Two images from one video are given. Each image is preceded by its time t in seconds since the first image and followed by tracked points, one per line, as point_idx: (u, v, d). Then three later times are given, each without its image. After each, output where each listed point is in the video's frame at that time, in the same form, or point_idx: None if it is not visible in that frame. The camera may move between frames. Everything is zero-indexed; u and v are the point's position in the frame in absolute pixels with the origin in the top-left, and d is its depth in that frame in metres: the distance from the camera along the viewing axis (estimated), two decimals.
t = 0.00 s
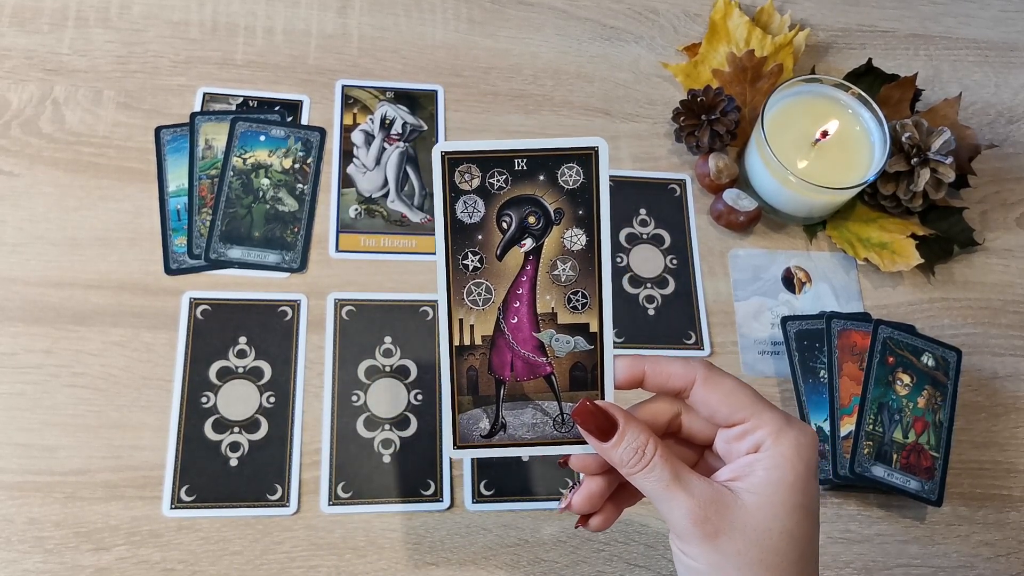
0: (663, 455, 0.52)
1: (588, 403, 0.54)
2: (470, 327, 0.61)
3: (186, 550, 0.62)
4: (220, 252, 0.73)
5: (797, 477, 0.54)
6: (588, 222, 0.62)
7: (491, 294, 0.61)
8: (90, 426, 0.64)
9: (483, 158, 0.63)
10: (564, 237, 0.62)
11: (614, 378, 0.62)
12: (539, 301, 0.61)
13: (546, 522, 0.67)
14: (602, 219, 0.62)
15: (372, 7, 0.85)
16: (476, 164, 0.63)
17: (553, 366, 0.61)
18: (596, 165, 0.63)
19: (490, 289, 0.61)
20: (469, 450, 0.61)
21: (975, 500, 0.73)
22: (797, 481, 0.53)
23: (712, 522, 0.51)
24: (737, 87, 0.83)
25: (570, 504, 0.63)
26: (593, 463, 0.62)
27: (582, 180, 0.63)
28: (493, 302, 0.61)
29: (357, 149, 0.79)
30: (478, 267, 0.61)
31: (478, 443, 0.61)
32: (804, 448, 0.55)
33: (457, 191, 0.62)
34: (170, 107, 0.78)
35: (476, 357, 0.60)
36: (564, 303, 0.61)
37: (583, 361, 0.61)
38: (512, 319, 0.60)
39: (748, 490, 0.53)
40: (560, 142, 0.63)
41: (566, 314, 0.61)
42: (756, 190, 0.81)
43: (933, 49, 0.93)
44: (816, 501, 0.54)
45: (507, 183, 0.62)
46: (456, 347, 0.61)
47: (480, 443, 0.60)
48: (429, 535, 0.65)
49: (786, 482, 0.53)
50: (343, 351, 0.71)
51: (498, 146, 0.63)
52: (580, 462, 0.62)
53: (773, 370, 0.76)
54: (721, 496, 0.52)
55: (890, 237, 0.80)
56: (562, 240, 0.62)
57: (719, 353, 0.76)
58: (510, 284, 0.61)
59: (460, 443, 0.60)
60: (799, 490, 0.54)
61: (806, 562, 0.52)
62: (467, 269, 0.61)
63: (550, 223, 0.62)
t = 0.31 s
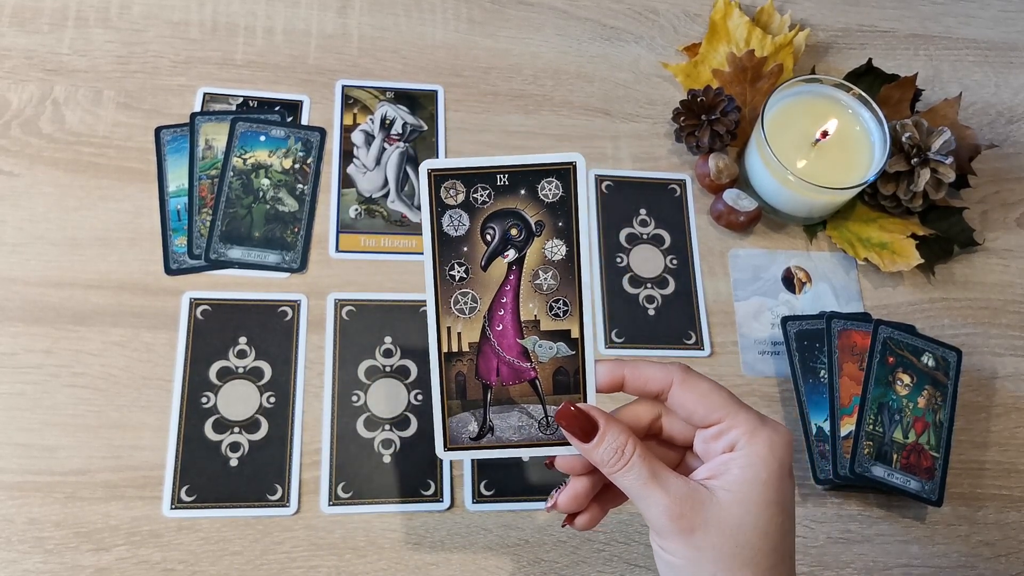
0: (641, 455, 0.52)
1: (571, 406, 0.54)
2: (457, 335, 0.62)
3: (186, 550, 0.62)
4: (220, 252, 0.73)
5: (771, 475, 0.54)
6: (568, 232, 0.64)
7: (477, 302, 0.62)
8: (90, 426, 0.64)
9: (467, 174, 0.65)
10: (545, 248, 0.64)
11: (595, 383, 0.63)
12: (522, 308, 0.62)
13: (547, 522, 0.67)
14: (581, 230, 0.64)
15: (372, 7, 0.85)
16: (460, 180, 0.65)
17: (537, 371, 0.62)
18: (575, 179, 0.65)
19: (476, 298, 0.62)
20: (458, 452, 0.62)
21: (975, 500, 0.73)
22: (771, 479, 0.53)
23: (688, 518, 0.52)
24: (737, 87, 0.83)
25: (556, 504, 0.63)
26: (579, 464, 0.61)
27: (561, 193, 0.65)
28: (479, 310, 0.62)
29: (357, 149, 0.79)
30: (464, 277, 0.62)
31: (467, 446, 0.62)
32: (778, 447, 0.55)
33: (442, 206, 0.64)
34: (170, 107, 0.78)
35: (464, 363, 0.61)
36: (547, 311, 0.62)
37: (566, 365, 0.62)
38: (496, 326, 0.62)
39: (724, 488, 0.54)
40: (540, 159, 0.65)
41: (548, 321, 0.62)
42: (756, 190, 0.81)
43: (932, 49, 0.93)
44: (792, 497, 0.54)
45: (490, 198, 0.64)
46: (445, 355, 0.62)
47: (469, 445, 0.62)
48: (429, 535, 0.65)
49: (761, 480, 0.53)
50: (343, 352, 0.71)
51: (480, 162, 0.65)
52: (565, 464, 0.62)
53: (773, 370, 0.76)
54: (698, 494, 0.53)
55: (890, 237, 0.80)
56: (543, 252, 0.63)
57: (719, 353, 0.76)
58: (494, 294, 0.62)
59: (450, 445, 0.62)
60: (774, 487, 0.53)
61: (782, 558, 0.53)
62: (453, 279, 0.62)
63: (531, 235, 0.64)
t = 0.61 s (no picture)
0: (634, 452, 0.53)
1: (565, 407, 0.55)
2: (454, 337, 0.63)
3: (186, 550, 0.62)
4: (220, 252, 0.73)
5: (761, 471, 0.54)
6: (560, 236, 0.65)
7: (472, 305, 0.63)
8: (89, 426, 0.64)
9: (460, 180, 0.65)
10: (538, 251, 0.64)
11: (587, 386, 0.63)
12: (516, 311, 0.63)
13: (546, 522, 0.67)
14: (573, 234, 0.64)
15: (372, 7, 0.85)
16: (455, 186, 0.65)
17: (532, 371, 0.62)
18: (566, 184, 0.66)
19: (471, 301, 0.63)
20: (456, 451, 0.62)
21: (975, 499, 0.73)
22: (761, 474, 0.53)
23: (679, 514, 0.52)
24: (737, 87, 0.82)
25: (551, 502, 0.63)
26: (572, 461, 0.63)
27: (553, 199, 0.65)
28: (474, 313, 0.63)
29: (357, 149, 0.79)
30: (459, 281, 0.64)
31: (464, 445, 0.62)
32: (767, 443, 0.55)
33: (437, 212, 0.65)
34: (170, 107, 0.78)
35: (460, 364, 0.62)
36: (540, 313, 0.63)
37: (559, 365, 0.63)
38: (491, 328, 0.63)
39: (715, 483, 0.54)
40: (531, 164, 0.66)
41: (542, 323, 0.63)
42: (756, 190, 0.81)
43: (933, 49, 0.93)
44: (783, 493, 0.54)
45: (484, 204, 0.65)
46: (442, 356, 0.63)
47: (466, 444, 0.62)
48: (429, 535, 0.65)
49: (751, 476, 0.53)
50: (343, 352, 0.71)
51: (473, 168, 0.65)
52: (560, 461, 0.63)
53: (773, 370, 0.76)
54: (689, 490, 0.53)
55: (890, 237, 0.80)
56: (536, 255, 0.64)
57: (719, 353, 0.76)
58: (489, 297, 0.63)
59: (448, 445, 0.62)
60: (764, 484, 0.53)
61: (773, 554, 0.53)
62: (448, 283, 0.64)
63: (524, 239, 0.64)
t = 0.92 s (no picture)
0: (633, 453, 0.53)
1: (563, 407, 0.54)
2: (450, 337, 0.62)
3: (186, 550, 0.62)
4: (219, 252, 0.73)
5: (760, 470, 0.54)
6: (558, 236, 0.63)
7: (469, 306, 0.62)
8: (90, 426, 0.64)
9: (457, 180, 0.64)
10: (535, 251, 0.63)
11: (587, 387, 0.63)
12: (513, 311, 0.62)
13: (546, 522, 0.67)
14: (570, 234, 0.63)
15: (372, 7, 0.85)
16: (451, 186, 0.64)
17: (529, 372, 0.61)
18: (563, 183, 0.64)
19: (468, 301, 0.62)
20: (454, 453, 0.62)
21: (975, 499, 0.73)
22: (760, 474, 0.53)
23: (678, 515, 0.52)
24: (737, 87, 0.82)
25: (550, 502, 0.63)
26: (570, 463, 0.62)
27: (550, 198, 0.64)
28: (471, 313, 0.62)
29: (357, 149, 0.79)
30: (456, 282, 0.62)
31: (462, 446, 0.62)
32: (766, 443, 0.55)
33: (433, 211, 0.64)
34: (170, 107, 0.78)
35: (457, 365, 0.62)
36: (537, 313, 0.62)
37: (557, 366, 0.62)
38: (489, 329, 0.62)
39: (714, 484, 0.54)
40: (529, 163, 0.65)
41: (540, 323, 0.62)
42: (756, 190, 0.81)
43: (933, 49, 0.93)
44: (782, 493, 0.54)
45: (481, 204, 0.64)
46: (439, 356, 0.62)
47: (463, 445, 0.61)
48: (429, 535, 0.65)
49: (750, 475, 0.53)
50: (343, 352, 0.71)
51: (470, 167, 0.64)
52: (558, 463, 0.63)
53: (773, 370, 0.76)
54: (688, 490, 0.53)
55: (890, 237, 0.80)
56: (533, 255, 0.63)
57: (719, 353, 0.76)
58: (486, 297, 0.62)
59: (445, 447, 0.62)
60: (763, 483, 0.53)
61: (771, 555, 0.53)
62: (445, 284, 0.62)
63: (521, 239, 0.63)
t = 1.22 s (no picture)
0: (638, 469, 0.53)
1: (571, 419, 0.55)
2: (461, 346, 0.63)
3: (186, 550, 0.62)
4: (219, 252, 0.73)
5: (761, 494, 0.54)
6: (572, 249, 0.65)
7: (481, 315, 0.63)
8: (90, 426, 0.64)
9: (475, 189, 0.65)
10: (550, 263, 0.65)
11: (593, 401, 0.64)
12: (526, 322, 0.63)
13: (545, 522, 0.67)
14: (585, 247, 0.65)
15: (372, 7, 0.85)
16: (467, 195, 0.65)
17: (537, 383, 0.62)
18: (580, 196, 0.66)
19: (480, 311, 0.63)
20: (461, 461, 0.62)
21: (975, 499, 0.73)
22: (761, 497, 0.54)
23: (679, 533, 0.52)
24: (737, 87, 0.82)
25: (550, 512, 0.63)
26: (575, 474, 0.62)
27: (566, 211, 0.65)
28: (483, 323, 0.63)
29: (357, 149, 0.79)
30: (470, 290, 0.63)
31: (467, 455, 0.62)
32: (768, 468, 0.55)
33: (449, 219, 0.65)
34: (170, 107, 0.78)
35: (467, 374, 0.62)
36: (549, 326, 0.63)
37: (567, 378, 0.63)
38: (500, 339, 0.63)
39: (715, 504, 0.54)
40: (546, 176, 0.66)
41: (551, 335, 0.63)
42: (756, 190, 0.81)
43: (933, 49, 0.93)
44: (782, 519, 0.54)
45: (497, 213, 0.65)
46: (449, 365, 0.63)
47: (469, 454, 0.62)
48: (429, 535, 0.65)
49: (751, 499, 0.54)
50: (343, 352, 0.71)
51: (490, 176, 0.65)
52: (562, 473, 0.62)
53: (773, 370, 0.76)
54: (689, 510, 0.53)
55: (890, 237, 0.80)
56: (548, 266, 0.64)
57: (719, 353, 0.76)
58: (499, 307, 0.63)
59: (452, 455, 0.62)
60: (764, 508, 0.53)
61: None
62: (458, 292, 0.63)
63: (536, 250, 0.65)
